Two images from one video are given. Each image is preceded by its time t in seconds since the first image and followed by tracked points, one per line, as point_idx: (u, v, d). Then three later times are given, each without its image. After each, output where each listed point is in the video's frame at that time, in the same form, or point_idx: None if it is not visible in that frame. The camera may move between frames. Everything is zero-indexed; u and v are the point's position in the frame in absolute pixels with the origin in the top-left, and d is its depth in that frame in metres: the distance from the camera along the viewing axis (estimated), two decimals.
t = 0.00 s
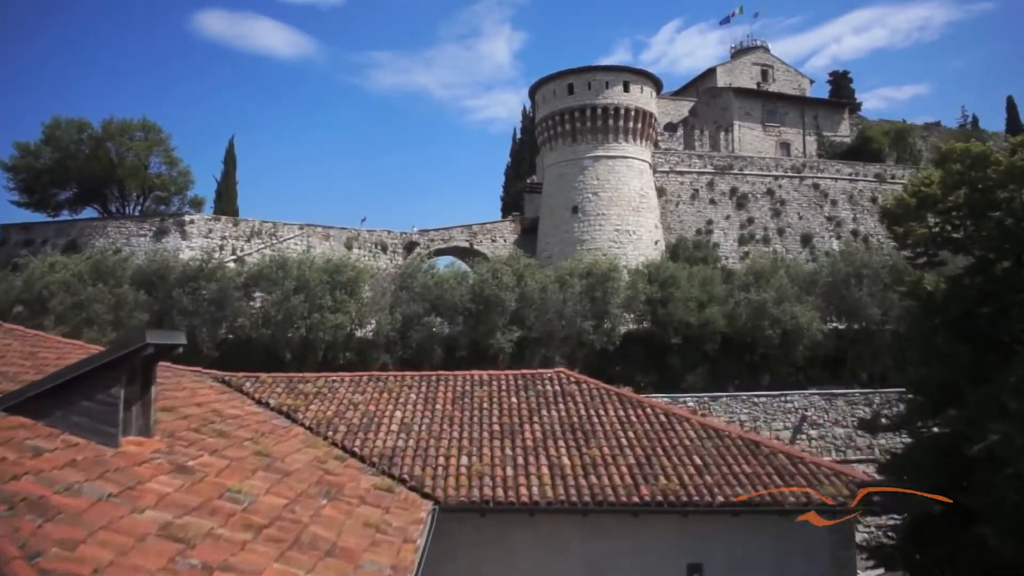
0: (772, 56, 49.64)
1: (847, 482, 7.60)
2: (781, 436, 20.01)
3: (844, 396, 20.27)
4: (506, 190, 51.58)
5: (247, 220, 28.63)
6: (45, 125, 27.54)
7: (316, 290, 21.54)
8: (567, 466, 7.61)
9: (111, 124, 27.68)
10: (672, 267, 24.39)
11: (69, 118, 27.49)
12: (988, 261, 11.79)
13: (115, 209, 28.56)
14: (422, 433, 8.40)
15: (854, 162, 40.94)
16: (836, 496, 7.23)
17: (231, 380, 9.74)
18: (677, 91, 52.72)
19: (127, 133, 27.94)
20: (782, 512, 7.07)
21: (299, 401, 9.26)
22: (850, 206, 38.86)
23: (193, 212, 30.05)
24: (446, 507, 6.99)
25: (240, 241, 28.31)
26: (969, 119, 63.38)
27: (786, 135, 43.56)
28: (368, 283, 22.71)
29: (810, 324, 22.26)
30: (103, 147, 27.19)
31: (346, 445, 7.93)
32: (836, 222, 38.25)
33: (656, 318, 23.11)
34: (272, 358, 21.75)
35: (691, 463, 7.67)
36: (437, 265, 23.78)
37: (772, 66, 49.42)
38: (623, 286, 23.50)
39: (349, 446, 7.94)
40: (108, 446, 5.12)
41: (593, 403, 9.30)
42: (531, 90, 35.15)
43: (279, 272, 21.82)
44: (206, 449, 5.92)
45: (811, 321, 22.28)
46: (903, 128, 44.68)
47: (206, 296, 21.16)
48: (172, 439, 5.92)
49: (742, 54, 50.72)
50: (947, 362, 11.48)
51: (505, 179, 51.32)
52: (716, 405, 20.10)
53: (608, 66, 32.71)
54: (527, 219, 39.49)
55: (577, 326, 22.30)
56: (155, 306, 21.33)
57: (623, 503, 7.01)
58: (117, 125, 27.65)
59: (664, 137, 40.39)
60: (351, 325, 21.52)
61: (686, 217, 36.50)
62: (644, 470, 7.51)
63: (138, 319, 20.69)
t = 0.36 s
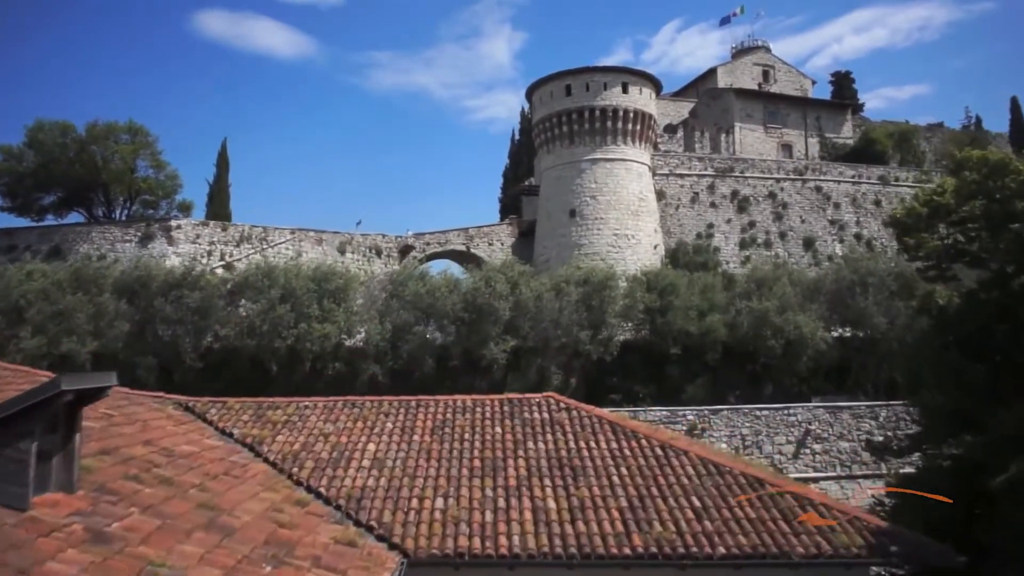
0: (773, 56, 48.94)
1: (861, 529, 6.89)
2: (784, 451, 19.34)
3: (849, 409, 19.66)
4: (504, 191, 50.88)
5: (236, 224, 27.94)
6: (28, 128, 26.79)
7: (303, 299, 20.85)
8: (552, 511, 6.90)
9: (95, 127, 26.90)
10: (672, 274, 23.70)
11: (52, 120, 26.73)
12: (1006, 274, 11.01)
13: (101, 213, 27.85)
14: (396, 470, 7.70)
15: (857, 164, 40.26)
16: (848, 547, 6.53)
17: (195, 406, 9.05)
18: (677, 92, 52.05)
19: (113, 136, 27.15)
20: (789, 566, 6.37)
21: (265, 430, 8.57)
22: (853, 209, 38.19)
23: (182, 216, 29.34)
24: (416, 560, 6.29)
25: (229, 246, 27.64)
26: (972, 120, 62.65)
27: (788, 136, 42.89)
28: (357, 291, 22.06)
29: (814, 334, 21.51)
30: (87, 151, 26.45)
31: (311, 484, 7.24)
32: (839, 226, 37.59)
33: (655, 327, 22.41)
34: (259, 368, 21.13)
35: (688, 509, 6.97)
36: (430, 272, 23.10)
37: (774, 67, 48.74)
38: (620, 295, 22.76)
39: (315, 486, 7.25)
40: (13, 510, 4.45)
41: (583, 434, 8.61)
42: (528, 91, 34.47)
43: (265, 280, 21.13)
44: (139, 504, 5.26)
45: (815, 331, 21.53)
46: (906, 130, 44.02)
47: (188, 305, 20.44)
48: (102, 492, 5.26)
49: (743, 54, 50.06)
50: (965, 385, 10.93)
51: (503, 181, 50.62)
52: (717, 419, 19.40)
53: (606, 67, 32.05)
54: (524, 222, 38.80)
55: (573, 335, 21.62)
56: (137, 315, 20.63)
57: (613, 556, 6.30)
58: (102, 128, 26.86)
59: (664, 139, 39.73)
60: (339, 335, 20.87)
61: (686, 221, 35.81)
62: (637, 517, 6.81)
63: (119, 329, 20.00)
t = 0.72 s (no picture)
0: (774, 57, 48.31)
1: None
2: (786, 466, 18.68)
3: (854, 422, 19.00)
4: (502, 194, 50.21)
5: (226, 230, 27.30)
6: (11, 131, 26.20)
7: (289, 308, 20.16)
8: (535, 565, 6.23)
9: (80, 131, 26.35)
10: (671, 281, 23.03)
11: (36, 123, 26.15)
12: None
13: (86, 218, 27.25)
14: (366, 513, 7.05)
15: (860, 167, 39.63)
16: None
17: (155, 438, 8.47)
18: (678, 93, 51.43)
19: (98, 140, 26.60)
20: None
21: (228, 465, 7.93)
22: (856, 213, 37.57)
23: (170, 221, 28.74)
24: None
25: (218, 252, 27.00)
26: (975, 121, 62.01)
27: (790, 138, 42.22)
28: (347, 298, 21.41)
29: (817, 344, 20.75)
30: (72, 155, 25.90)
31: (270, 533, 6.60)
32: (842, 230, 36.96)
33: (653, 337, 21.72)
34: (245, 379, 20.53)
35: (686, 563, 6.30)
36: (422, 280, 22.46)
37: (775, 68, 48.07)
38: (618, 303, 22.06)
39: (274, 534, 6.60)
40: None
41: (572, 469, 7.94)
42: (525, 93, 33.80)
43: (251, 288, 20.42)
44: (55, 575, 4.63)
45: (818, 340, 20.78)
46: (910, 132, 43.37)
47: (170, 315, 19.75)
48: (12, 561, 4.64)
49: (744, 54, 49.39)
50: (978, 407, 10.29)
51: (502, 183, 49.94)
52: (717, 433, 18.70)
53: (604, 68, 31.41)
54: (522, 225, 38.14)
55: (569, 345, 20.94)
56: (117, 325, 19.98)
57: None
58: (87, 131, 26.33)
59: (664, 142, 39.09)
60: (327, 345, 20.24)
61: (686, 225, 35.12)
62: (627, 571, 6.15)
63: (99, 340, 19.38)
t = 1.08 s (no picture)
0: (775, 58, 47.66)
1: None
2: (789, 483, 18.02)
3: (859, 438, 18.34)
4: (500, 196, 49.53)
5: (214, 235, 26.63)
6: None
7: (275, 319, 19.47)
8: None
9: (64, 134, 25.70)
10: (670, 290, 22.36)
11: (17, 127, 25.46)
12: None
13: (71, 224, 26.51)
14: (329, 565, 6.39)
15: (862, 170, 39.03)
16: None
17: (107, 476, 7.85)
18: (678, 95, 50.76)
19: (82, 144, 25.96)
20: None
21: (183, 506, 7.28)
22: (859, 217, 36.98)
23: (157, 226, 28.03)
24: None
25: (206, 258, 26.33)
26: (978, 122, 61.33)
27: (791, 141, 41.57)
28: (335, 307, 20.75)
29: (820, 356, 20.11)
30: (56, 160, 25.26)
31: None
32: (844, 234, 36.35)
33: (651, 348, 21.06)
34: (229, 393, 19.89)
35: None
36: (414, 289, 21.83)
37: (776, 69, 47.43)
38: (615, 312, 21.37)
39: None
40: None
41: (558, 512, 7.30)
42: (522, 95, 33.16)
43: (235, 298, 19.64)
44: None
45: (822, 352, 20.13)
46: (914, 134, 42.78)
47: (151, 325, 19.07)
48: None
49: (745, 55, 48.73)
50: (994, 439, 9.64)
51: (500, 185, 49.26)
52: (717, 449, 18.04)
53: (602, 70, 30.81)
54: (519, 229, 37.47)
55: (564, 357, 20.27)
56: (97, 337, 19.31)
57: None
58: (70, 134, 25.69)
59: (663, 144, 38.42)
60: (314, 357, 19.59)
61: (686, 230, 34.47)
62: None
63: (77, 352, 18.72)
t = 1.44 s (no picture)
0: (776, 59, 47.03)
1: None
2: (791, 502, 17.37)
3: (863, 454, 17.69)
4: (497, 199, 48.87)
5: (202, 242, 26.01)
6: None
7: (259, 330, 18.85)
8: None
9: (46, 138, 25.07)
10: (668, 299, 21.70)
11: None
12: None
13: (54, 230, 25.84)
14: None
15: (864, 173, 38.46)
16: None
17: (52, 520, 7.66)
18: (677, 96, 50.09)
19: (65, 148, 25.32)
20: None
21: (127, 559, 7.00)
22: (861, 221, 36.36)
23: (143, 232, 27.38)
24: None
25: (193, 265, 25.70)
26: (981, 123, 60.71)
27: (792, 144, 40.91)
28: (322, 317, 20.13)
29: (823, 368, 19.45)
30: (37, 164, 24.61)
31: None
32: (846, 239, 35.69)
33: (648, 360, 20.40)
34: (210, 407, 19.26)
35: None
36: (405, 298, 21.18)
37: (777, 70, 46.81)
38: (611, 323, 20.68)
39: None
40: None
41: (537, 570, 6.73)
42: (517, 98, 32.57)
43: (217, 309, 19.06)
44: None
45: (825, 364, 19.47)
46: (916, 137, 42.18)
47: (130, 337, 18.43)
48: None
49: (745, 57, 48.11)
50: None
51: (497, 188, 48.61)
52: (716, 466, 17.39)
53: (599, 72, 30.24)
54: (516, 232, 36.81)
55: (558, 369, 19.57)
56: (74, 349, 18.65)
57: None
58: (53, 138, 25.06)
59: (662, 147, 37.75)
60: (300, 370, 18.97)
61: (684, 234, 33.80)
62: None
63: (54, 365, 18.07)
